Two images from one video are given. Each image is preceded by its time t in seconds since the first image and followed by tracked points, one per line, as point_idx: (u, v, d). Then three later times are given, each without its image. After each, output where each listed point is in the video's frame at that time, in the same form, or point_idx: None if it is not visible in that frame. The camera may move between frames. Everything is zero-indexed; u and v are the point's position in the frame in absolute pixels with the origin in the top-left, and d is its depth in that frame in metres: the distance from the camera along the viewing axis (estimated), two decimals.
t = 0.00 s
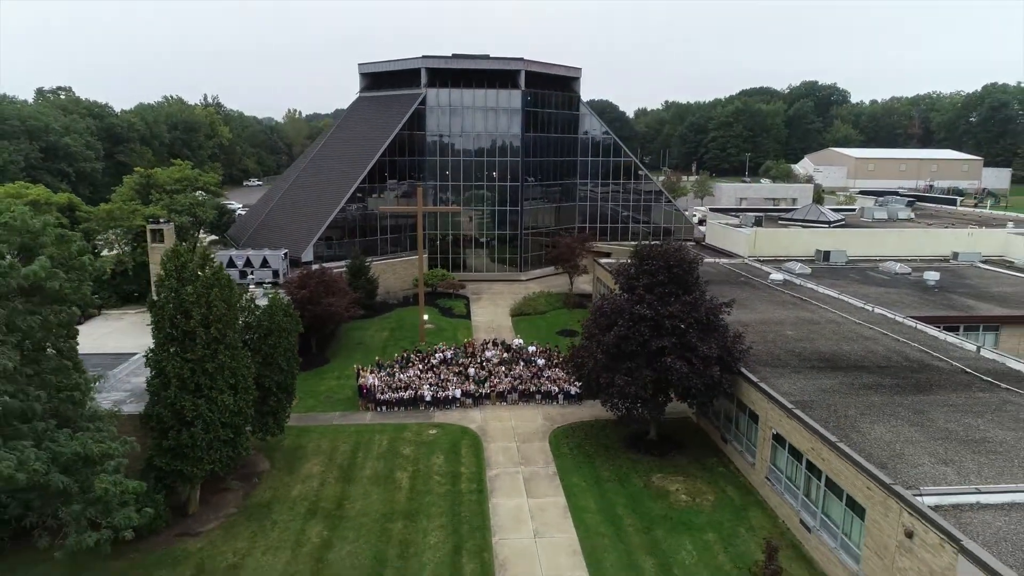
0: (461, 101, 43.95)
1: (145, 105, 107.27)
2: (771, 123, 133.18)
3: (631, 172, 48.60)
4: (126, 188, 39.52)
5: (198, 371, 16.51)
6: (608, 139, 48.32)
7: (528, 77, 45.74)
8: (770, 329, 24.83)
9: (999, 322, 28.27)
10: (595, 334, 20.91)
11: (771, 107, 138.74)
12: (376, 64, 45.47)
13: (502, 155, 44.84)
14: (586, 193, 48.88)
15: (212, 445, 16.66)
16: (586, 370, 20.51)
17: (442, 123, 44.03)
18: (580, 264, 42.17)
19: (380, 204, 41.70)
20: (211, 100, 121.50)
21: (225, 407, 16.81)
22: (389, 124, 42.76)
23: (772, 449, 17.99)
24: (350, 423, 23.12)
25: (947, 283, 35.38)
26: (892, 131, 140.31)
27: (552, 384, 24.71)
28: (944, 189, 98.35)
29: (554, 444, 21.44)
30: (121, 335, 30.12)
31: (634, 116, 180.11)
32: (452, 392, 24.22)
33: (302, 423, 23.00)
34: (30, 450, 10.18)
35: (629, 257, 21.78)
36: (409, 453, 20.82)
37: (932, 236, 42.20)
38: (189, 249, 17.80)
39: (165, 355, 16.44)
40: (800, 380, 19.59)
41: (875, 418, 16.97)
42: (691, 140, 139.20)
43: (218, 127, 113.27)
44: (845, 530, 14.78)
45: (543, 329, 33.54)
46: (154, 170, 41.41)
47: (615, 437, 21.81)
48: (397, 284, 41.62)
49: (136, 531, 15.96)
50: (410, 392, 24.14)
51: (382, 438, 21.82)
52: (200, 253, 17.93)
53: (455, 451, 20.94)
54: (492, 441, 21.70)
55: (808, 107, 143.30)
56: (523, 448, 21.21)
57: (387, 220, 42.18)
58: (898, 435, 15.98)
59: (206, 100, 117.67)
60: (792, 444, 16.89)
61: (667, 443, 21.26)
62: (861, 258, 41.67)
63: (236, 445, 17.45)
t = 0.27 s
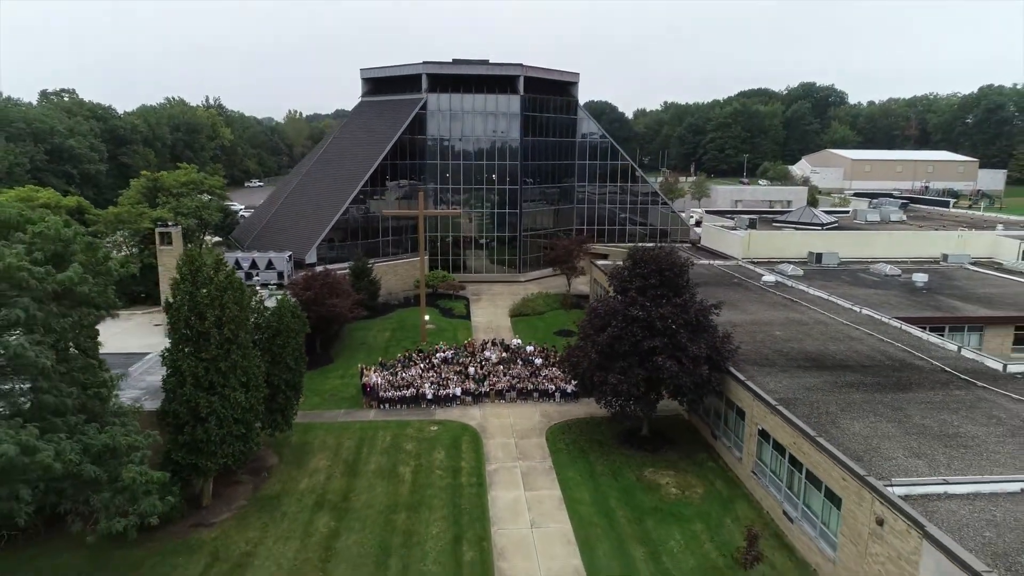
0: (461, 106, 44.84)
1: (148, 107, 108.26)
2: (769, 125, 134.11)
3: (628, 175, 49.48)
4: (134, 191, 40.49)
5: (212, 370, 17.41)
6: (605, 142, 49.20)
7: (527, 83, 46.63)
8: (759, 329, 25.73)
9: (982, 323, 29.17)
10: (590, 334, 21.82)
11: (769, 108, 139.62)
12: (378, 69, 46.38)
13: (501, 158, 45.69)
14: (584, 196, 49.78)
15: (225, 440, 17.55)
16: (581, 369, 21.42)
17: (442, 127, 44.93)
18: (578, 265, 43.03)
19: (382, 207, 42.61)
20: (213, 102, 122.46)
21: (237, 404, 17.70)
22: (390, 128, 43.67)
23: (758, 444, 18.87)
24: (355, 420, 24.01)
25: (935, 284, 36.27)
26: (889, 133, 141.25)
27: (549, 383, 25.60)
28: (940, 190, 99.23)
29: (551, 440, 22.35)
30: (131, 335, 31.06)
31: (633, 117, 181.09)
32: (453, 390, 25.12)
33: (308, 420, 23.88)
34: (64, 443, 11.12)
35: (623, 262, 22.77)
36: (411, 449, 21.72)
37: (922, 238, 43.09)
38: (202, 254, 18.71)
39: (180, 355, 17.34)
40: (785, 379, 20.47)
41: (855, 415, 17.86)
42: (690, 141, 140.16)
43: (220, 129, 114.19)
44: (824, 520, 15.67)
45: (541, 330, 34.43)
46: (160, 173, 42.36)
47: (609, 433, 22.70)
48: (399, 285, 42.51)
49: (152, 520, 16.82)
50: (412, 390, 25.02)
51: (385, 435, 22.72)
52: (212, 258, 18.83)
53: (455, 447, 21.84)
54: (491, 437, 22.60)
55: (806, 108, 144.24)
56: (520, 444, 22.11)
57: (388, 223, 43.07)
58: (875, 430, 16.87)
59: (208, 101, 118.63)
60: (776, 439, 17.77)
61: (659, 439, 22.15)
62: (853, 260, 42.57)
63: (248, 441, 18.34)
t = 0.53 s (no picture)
0: (461, 111, 45.87)
1: (151, 109, 109.38)
2: (767, 126, 135.19)
3: (625, 178, 50.52)
4: (143, 195, 41.59)
5: (228, 368, 18.44)
6: (603, 146, 50.24)
7: (526, 88, 47.66)
8: (748, 330, 26.77)
9: (965, 323, 30.20)
10: (584, 335, 22.87)
11: (767, 110, 140.67)
12: (380, 75, 47.45)
13: (501, 162, 46.68)
14: (582, 199, 50.80)
15: (239, 435, 18.58)
16: (576, 367, 22.47)
17: (443, 132, 45.96)
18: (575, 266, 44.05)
19: (384, 211, 43.65)
20: (215, 104, 123.57)
21: (251, 401, 18.75)
22: (392, 133, 44.73)
23: (744, 439, 19.88)
24: (360, 416, 25.03)
25: (922, 285, 37.28)
26: (886, 134, 142.30)
27: (547, 381, 26.64)
28: (935, 191, 100.26)
29: (548, 435, 23.39)
30: (143, 335, 32.14)
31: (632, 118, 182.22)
32: (454, 388, 26.15)
33: (315, 416, 24.91)
34: (100, 433, 12.16)
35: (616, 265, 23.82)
36: (415, 444, 22.75)
37: (912, 240, 44.12)
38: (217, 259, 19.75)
39: (197, 353, 18.36)
40: (771, 377, 21.47)
41: (834, 411, 18.89)
42: (688, 142, 141.24)
43: (221, 131, 115.27)
44: (802, 509, 16.69)
45: (539, 330, 35.44)
46: (168, 177, 43.47)
47: (604, 429, 23.73)
48: (401, 286, 43.55)
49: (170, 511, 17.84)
50: (415, 388, 26.06)
51: (389, 430, 23.75)
52: (226, 262, 19.88)
53: (456, 442, 22.86)
54: (490, 433, 23.64)
55: (803, 109, 145.32)
56: (518, 439, 23.14)
57: (390, 226, 44.09)
58: (853, 425, 17.90)
59: (210, 103, 119.76)
60: (760, 434, 18.80)
61: (651, 434, 23.18)
62: (844, 262, 43.59)
63: (260, 435, 19.38)
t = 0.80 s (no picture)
0: (462, 116, 46.82)
1: (154, 111, 110.35)
2: (765, 127, 136.16)
3: (622, 181, 51.44)
4: (150, 198, 42.59)
5: (240, 367, 19.38)
6: (600, 150, 51.17)
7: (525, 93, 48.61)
8: (739, 330, 27.71)
9: (951, 323, 31.13)
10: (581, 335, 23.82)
11: (765, 111, 141.61)
12: (382, 80, 48.42)
13: (500, 165, 47.59)
14: (580, 201, 51.72)
15: (251, 430, 19.52)
16: (572, 366, 23.42)
17: (443, 136, 46.90)
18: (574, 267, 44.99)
19: (386, 213, 44.58)
20: (217, 105, 124.51)
21: (261, 398, 19.68)
22: (394, 137, 45.68)
23: (731, 435, 20.82)
24: (364, 414, 25.96)
25: (912, 287, 38.20)
26: (884, 135, 143.19)
27: (544, 380, 27.57)
28: (931, 193, 101.18)
29: (545, 432, 24.33)
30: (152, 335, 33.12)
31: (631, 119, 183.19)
32: (455, 387, 27.09)
33: (321, 413, 25.84)
34: (127, 426, 13.11)
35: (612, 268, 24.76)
36: (417, 440, 23.68)
37: (903, 242, 45.05)
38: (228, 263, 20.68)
39: (210, 353, 19.30)
40: (759, 376, 22.40)
41: (818, 407, 19.81)
42: (686, 143, 142.19)
43: (224, 132, 116.30)
44: (785, 500, 17.62)
45: (537, 330, 36.39)
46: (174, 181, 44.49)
47: (599, 425, 24.67)
48: (402, 287, 44.50)
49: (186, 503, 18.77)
50: (417, 387, 27.00)
51: (393, 427, 24.69)
52: (237, 266, 20.83)
53: (457, 438, 23.80)
54: (490, 429, 24.58)
55: (801, 111, 146.27)
56: (517, 435, 24.08)
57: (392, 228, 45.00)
58: (835, 421, 18.82)
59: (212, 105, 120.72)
60: (747, 429, 19.73)
61: (645, 431, 24.10)
62: (836, 264, 44.52)
63: (271, 431, 20.31)
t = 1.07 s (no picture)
0: (462, 121, 47.91)
1: (157, 113, 111.59)
2: (763, 129, 137.29)
3: (619, 185, 52.50)
4: (159, 202, 43.80)
5: (253, 365, 20.47)
6: (598, 154, 52.24)
7: (525, 98, 49.69)
8: (729, 330, 28.79)
9: (935, 324, 32.20)
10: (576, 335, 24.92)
11: (763, 112, 142.73)
12: (385, 86, 49.54)
13: (500, 169, 48.67)
14: (578, 204, 52.79)
15: (263, 426, 20.61)
16: (569, 365, 24.54)
17: (445, 141, 47.99)
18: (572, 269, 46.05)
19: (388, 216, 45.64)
20: (219, 107, 125.78)
21: (274, 395, 20.78)
22: (396, 142, 46.78)
23: (719, 430, 21.91)
24: (369, 410, 27.07)
25: (900, 288, 39.25)
26: (881, 137, 144.25)
27: (542, 378, 28.68)
28: (926, 195, 102.26)
29: (543, 428, 25.42)
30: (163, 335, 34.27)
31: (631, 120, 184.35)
32: (456, 385, 28.18)
33: (328, 410, 26.95)
34: (154, 419, 14.18)
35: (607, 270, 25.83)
36: (420, 435, 24.78)
37: (893, 245, 46.11)
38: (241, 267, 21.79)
39: (225, 352, 20.38)
40: (747, 374, 23.48)
41: (801, 404, 20.88)
42: (685, 144, 143.33)
43: (226, 134, 117.43)
44: (768, 491, 18.68)
45: (536, 331, 37.51)
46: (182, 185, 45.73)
47: (594, 422, 25.76)
48: (404, 288, 45.59)
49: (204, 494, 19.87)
50: (420, 385, 28.10)
51: (397, 423, 25.78)
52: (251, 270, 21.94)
53: (458, 433, 24.91)
54: (489, 425, 25.68)
55: (799, 112, 147.42)
56: (516, 431, 25.18)
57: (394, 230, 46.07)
58: (816, 417, 19.90)
59: (215, 107, 121.96)
60: (733, 425, 20.79)
61: (638, 427, 25.19)
62: (828, 265, 45.59)
63: (282, 426, 21.40)
